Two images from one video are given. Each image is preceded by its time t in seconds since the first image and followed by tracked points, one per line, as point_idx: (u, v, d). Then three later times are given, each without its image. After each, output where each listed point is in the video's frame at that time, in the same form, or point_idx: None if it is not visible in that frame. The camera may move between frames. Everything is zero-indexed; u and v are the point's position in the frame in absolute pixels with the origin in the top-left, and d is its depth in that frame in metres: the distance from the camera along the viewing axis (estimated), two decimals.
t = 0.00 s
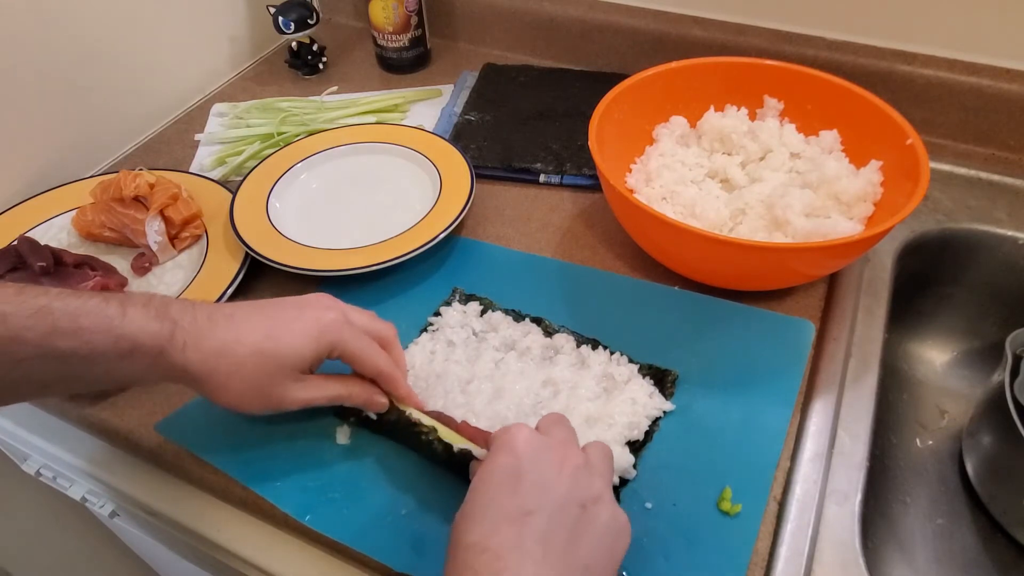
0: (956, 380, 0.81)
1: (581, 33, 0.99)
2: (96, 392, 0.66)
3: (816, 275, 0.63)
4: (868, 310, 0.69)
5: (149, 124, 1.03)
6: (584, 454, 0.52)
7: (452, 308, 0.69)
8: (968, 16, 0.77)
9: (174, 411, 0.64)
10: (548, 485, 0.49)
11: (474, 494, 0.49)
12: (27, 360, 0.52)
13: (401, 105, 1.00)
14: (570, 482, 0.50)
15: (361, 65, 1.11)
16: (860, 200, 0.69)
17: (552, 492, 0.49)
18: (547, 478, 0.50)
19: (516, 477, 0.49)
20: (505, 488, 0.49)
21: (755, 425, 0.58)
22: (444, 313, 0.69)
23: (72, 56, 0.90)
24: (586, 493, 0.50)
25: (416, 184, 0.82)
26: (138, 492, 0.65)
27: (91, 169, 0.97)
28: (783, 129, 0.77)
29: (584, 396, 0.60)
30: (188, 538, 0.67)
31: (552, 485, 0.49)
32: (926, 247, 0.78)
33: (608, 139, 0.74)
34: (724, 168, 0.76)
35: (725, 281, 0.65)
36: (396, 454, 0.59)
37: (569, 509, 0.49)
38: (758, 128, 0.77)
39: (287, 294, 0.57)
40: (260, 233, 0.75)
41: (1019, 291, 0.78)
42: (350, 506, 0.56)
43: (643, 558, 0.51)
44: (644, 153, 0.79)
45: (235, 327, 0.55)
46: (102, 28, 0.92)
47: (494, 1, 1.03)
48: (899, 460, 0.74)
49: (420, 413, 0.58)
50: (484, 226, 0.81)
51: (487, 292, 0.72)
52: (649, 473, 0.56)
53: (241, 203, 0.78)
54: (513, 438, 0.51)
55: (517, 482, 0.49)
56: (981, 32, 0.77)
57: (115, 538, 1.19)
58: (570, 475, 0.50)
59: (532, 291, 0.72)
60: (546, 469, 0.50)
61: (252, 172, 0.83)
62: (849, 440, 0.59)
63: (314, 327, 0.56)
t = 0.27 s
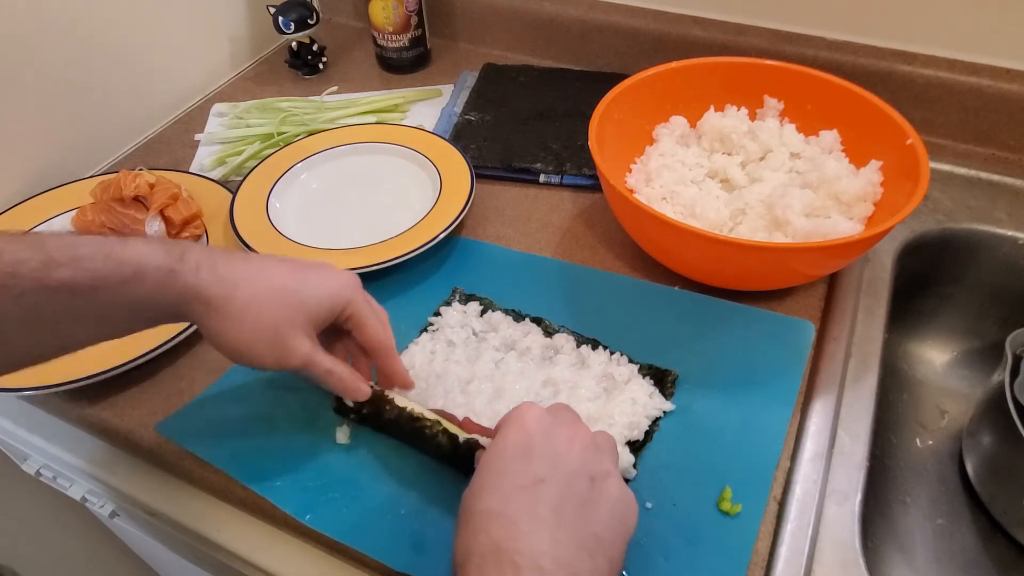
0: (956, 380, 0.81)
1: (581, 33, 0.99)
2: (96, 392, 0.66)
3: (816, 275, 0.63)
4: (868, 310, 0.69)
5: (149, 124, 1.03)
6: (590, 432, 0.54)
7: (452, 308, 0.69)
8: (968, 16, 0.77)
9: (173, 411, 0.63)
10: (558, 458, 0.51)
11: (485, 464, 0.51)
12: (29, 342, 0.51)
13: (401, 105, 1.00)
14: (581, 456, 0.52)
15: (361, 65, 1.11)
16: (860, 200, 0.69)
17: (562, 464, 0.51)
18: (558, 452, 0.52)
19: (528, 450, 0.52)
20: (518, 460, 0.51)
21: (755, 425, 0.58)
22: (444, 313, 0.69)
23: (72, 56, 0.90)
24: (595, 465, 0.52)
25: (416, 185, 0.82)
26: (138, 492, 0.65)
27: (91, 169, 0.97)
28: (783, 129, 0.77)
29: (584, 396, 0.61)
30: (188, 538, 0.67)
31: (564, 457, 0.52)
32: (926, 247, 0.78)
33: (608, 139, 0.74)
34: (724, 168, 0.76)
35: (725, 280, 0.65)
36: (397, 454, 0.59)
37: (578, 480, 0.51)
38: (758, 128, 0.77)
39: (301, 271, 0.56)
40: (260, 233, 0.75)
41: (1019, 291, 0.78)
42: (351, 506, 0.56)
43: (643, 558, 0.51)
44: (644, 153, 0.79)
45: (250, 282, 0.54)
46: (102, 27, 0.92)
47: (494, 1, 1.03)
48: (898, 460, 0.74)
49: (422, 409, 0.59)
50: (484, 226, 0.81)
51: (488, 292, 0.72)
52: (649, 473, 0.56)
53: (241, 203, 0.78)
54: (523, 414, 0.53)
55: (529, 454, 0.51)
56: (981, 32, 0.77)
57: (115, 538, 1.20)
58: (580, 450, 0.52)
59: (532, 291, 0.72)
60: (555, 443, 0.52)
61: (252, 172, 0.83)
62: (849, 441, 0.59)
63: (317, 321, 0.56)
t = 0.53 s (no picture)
0: (956, 380, 0.81)
1: (581, 33, 0.99)
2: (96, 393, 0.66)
3: (816, 275, 0.63)
4: (868, 310, 0.69)
5: (149, 124, 1.03)
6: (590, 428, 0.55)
7: (452, 308, 0.69)
8: (968, 16, 0.77)
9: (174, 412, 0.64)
10: (560, 453, 0.52)
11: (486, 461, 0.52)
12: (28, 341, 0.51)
13: (401, 105, 1.00)
14: (582, 451, 0.53)
15: (361, 65, 1.11)
16: (860, 200, 0.69)
17: (563, 460, 0.52)
18: (559, 446, 0.53)
19: (529, 447, 0.52)
20: (519, 454, 0.52)
21: (755, 425, 0.58)
22: (444, 313, 0.69)
23: (72, 56, 0.90)
24: (595, 463, 0.52)
25: (416, 185, 0.82)
26: (138, 492, 0.65)
27: (91, 169, 0.97)
28: (783, 129, 0.77)
29: (584, 396, 0.61)
30: (188, 538, 0.67)
31: (564, 452, 0.52)
32: (927, 247, 0.78)
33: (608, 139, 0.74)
34: (724, 168, 0.76)
35: (725, 280, 0.65)
36: (397, 455, 0.59)
37: (578, 477, 0.51)
38: (758, 128, 0.77)
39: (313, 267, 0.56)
40: (260, 233, 0.75)
41: (1019, 291, 0.78)
42: (351, 506, 0.56)
43: (643, 558, 0.51)
44: (644, 153, 0.79)
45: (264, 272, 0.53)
46: (102, 27, 0.92)
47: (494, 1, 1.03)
48: (898, 460, 0.74)
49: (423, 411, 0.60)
50: (484, 226, 0.81)
51: (487, 292, 0.72)
52: (649, 473, 0.56)
53: (241, 203, 0.78)
54: (523, 412, 0.54)
55: (529, 449, 0.52)
56: (982, 32, 0.77)
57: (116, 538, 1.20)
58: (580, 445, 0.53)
59: (532, 291, 0.72)
60: (557, 439, 0.53)
61: (252, 172, 0.83)
62: (849, 441, 0.59)
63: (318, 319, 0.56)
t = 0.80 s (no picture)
0: (956, 380, 0.81)
1: (581, 33, 0.99)
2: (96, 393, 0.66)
3: (816, 275, 0.63)
4: (868, 310, 0.69)
5: (149, 124, 1.03)
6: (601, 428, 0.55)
7: (452, 308, 0.69)
8: (968, 16, 0.77)
9: (174, 412, 0.64)
10: (575, 451, 0.52)
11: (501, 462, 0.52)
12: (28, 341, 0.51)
13: (401, 105, 1.00)
14: (594, 450, 0.52)
15: (361, 65, 1.11)
16: (860, 200, 0.69)
17: (577, 459, 0.52)
18: (573, 444, 0.52)
19: (543, 445, 0.52)
20: (535, 453, 0.52)
21: (755, 426, 0.58)
22: (444, 313, 0.69)
23: (72, 56, 0.90)
24: (607, 461, 0.52)
25: (415, 184, 0.82)
26: (138, 492, 0.65)
27: (91, 169, 0.97)
28: (783, 129, 0.77)
29: (584, 396, 0.61)
30: (188, 538, 0.67)
31: (578, 449, 0.52)
32: (927, 247, 0.78)
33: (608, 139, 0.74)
34: (724, 168, 0.76)
35: (725, 280, 0.65)
36: (397, 455, 0.59)
37: (595, 475, 0.51)
38: (758, 128, 0.77)
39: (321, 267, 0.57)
40: (260, 233, 0.75)
41: (1019, 291, 0.78)
42: (350, 506, 0.56)
43: (643, 558, 0.51)
44: (644, 153, 0.79)
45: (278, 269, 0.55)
46: (102, 27, 0.92)
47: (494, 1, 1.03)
48: (898, 460, 0.74)
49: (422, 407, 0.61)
50: (484, 226, 0.81)
51: (487, 292, 0.72)
52: (650, 473, 0.56)
53: (241, 203, 0.78)
54: (534, 411, 0.54)
55: (543, 448, 0.52)
56: (982, 32, 0.77)
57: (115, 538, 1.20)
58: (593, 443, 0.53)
59: (532, 291, 0.72)
60: (571, 436, 0.53)
61: (251, 172, 0.83)
62: (849, 441, 0.59)
63: (318, 318, 0.56)
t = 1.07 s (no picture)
0: (955, 380, 0.81)
1: (581, 33, 0.99)
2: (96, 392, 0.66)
3: (816, 275, 0.63)
4: (868, 310, 0.69)
5: (149, 124, 1.03)
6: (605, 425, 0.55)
7: (452, 308, 0.69)
8: (968, 16, 0.77)
9: (174, 411, 0.63)
10: (581, 447, 0.52)
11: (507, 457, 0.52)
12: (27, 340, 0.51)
13: (401, 105, 1.00)
14: (600, 446, 0.53)
15: (361, 65, 1.11)
16: (860, 200, 0.69)
17: (583, 455, 0.52)
18: (580, 440, 0.53)
19: (550, 440, 0.52)
20: (542, 449, 0.52)
21: (754, 426, 0.58)
22: (444, 313, 0.69)
23: (72, 56, 0.90)
24: (613, 456, 0.52)
25: (415, 185, 0.82)
26: (138, 492, 0.65)
27: (91, 169, 0.97)
28: (783, 129, 0.77)
29: (584, 397, 0.61)
30: (188, 538, 0.67)
31: (585, 445, 0.52)
32: (927, 247, 0.78)
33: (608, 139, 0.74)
34: (724, 168, 0.76)
35: (725, 280, 0.65)
36: (397, 454, 0.59)
37: (601, 470, 0.51)
38: (758, 128, 0.77)
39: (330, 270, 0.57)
40: (260, 233, 0.75)
41: (1019, 291, 0.78)
42: (350, 506, 0.56)
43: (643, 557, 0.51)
44: (644, 153, 0.79)
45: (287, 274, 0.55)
46: (102, 27, 0.92)
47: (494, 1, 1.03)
48: (899, 460, 0.73)
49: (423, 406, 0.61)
50: (484, 226, 0.81)
51: (487, 292, 0.72)
52: (650, 473, 0.56)
53: (241, 203, 0.78)
54: (540, 408, 0.54)
55: (551, 442, 0.52)
56: (982, 32, 0.77)
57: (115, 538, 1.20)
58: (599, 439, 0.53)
59: (531, 291, 0.72)
60: (577, 433, 0.53)
61: (251, 172, 0.83)
62: (849, 441, 0.59)
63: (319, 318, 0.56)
